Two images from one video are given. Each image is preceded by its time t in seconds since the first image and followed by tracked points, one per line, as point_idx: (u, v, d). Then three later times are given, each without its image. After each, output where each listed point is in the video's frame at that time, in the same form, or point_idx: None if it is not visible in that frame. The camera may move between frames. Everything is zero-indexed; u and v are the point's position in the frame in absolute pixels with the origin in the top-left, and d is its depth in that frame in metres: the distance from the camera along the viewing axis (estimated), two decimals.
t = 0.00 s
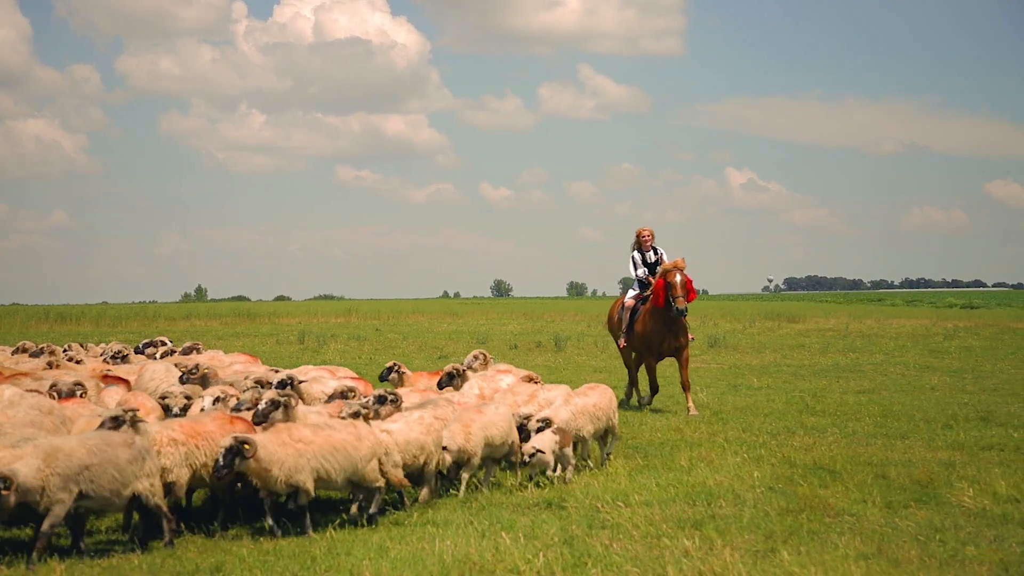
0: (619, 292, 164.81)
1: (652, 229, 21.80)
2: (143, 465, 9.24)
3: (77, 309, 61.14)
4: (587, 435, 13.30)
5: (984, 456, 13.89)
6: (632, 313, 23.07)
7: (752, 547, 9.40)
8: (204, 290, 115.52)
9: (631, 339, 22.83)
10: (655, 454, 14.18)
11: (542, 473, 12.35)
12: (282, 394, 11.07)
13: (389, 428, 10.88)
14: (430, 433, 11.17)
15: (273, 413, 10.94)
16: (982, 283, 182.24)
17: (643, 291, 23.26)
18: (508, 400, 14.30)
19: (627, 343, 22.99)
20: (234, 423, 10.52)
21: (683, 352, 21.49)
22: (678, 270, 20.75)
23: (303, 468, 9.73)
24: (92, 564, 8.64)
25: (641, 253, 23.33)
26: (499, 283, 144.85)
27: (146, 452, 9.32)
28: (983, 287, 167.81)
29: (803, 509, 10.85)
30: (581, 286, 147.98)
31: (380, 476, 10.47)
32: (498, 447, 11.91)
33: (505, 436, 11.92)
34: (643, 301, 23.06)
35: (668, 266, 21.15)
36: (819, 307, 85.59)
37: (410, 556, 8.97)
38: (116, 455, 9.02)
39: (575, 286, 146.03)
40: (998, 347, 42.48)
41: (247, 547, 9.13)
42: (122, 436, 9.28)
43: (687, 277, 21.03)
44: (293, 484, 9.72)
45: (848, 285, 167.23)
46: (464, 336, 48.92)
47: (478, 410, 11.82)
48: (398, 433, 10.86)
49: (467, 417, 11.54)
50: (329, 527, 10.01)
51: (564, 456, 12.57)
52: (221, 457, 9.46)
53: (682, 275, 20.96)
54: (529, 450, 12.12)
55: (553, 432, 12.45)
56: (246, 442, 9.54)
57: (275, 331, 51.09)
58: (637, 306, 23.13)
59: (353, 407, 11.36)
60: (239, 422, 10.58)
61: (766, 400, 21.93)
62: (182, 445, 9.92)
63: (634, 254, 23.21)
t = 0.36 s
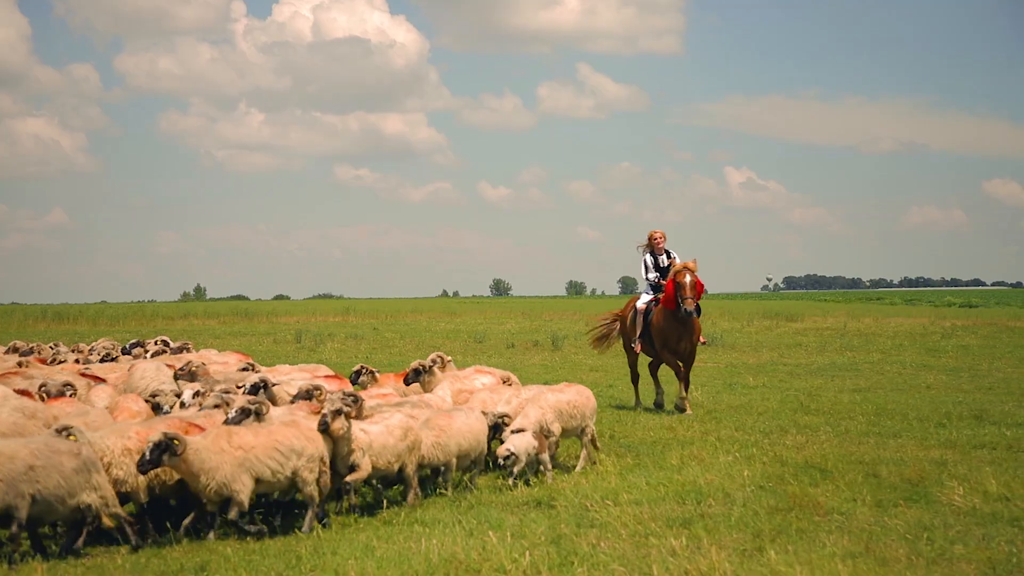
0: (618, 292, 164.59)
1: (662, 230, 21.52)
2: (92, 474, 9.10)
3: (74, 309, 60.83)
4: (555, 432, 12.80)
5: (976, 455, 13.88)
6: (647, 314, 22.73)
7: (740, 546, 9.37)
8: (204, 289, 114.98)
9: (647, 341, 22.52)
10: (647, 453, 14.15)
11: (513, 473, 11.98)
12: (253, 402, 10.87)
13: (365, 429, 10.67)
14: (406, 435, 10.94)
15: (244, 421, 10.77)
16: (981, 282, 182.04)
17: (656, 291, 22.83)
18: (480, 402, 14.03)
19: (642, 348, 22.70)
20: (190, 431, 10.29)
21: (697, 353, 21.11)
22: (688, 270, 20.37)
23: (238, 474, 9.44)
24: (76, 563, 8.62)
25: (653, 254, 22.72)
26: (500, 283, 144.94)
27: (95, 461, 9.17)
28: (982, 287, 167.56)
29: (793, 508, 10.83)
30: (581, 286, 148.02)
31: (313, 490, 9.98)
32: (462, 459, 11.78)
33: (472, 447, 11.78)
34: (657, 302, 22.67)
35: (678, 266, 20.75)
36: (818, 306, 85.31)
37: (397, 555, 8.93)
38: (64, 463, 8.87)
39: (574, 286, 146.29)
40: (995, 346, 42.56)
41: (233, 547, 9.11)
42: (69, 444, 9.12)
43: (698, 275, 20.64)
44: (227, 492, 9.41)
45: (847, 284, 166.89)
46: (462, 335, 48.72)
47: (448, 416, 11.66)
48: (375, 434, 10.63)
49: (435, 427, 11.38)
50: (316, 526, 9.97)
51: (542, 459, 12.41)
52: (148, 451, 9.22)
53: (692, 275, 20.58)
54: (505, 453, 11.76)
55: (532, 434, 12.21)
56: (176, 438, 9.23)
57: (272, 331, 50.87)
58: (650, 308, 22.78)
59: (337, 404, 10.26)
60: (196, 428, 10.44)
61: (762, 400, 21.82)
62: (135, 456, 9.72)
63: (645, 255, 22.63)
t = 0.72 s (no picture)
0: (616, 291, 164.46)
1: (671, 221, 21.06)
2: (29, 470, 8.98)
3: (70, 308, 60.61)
4: (527, 439, 12.70)
5: (967, 454, 13.86)
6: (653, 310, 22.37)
7: (727, 546, 9.35)
8: (202, 288, 114.83)
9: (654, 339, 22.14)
10: (638, 453, 14.13)
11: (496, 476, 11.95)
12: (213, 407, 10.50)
13: (342, 432, 10.56)
14: (383, 436, 10.88)
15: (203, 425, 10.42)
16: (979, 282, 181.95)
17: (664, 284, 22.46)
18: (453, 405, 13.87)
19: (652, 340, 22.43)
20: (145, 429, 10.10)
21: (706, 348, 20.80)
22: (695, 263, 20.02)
23: (162, 470, 9.22)
24: (59, 564, 8.61)
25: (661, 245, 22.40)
26: (499, 282, 144.82)
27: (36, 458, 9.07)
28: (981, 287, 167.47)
29: (782, 508, 10.81)
30: (579, 285, 148.03)
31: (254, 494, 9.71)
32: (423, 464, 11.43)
33: (436, 452, 11.45)
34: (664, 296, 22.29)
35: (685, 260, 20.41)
36: (816, 306, 85.21)
37: (383, 556, 8.91)
38: None
39: (574, 286, 145.59)
40: (991, 345, 42.55)
41: (219, 547, 9.11)
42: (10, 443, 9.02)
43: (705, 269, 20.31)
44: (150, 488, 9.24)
45: (845, 284, 166.78)
46: (458, 335, 48.60)
47: (409, 422, 11.33)
48: (351, 438, 10.54)
49: (400, 431, 11.09)
50: (303, 527, 9.96)
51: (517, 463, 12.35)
52: (79, 445, 9.05)
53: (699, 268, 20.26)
54: (482, 456, 11.63)
55: (507, 438, 12.14)
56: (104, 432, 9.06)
57: (269, 330, 50.72)
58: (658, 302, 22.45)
59: (317, 421, 10.20)
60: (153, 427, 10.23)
61: (756, 399, 21.77)
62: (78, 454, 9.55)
63: (653, 246, 22.35)
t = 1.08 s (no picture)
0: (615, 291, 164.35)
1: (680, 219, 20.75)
2: None
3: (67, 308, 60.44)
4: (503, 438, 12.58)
5: (958, 454, 13.87)
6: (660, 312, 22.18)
7: (715, 547, 9.35)
8: (199, 288, 114.69)
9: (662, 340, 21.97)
10: (629, 454, 14.12)
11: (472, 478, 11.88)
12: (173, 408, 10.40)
13: (322, 430, 10.62)
14: (362, 436, 10.93)
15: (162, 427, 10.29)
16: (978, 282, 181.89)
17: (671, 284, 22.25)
18: (427, 407, 13.67)
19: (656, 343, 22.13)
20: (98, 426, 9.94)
21: (715, 349, 20.71)
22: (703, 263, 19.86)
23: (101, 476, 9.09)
24: (45, 564, 8.62)
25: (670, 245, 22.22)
26: (497, 282, 144.63)
27: None
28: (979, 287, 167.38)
29: (771, 508, 10.81)
30: (577, 285, 147.82)
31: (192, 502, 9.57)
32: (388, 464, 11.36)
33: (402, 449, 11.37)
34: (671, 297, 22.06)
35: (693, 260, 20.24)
36: (814, 306, 85.13)
37: (370, 557, 8.90)
38: None
39: (572, 286, 145.40)
40: (987, 345, 42.51)
41: (206, 548, 9.11)
42: None
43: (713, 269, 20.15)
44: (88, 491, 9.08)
45: (844, 283, 166.74)
46: (455, 335, 48.54)
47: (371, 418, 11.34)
48: (331, 436, 10.59)
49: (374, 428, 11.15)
50: (291, 528, 9.95)
51: (492, 465, 12.10)
52: (10, 441, 8.85)
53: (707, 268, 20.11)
54: (454, 461, 11.56)
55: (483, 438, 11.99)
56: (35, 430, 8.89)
57: (266, 330, 50.63)
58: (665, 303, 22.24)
59: (295, 416, 10.11)
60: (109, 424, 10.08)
61: (750, 399, 21.76)
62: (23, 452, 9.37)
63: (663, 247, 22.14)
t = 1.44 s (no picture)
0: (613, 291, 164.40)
1: (689, 212, 20.49)
2: None
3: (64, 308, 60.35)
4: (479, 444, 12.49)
5: (949, 455, 13.88)
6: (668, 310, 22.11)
7: (702, 547, 9.36)
8: (198, 288, 114.69)
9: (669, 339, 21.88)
10: (619, 454, 14.14)
11: (439, 481, 11.80)
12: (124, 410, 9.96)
13: (301, 431, 10.60)
14: (342, 438, 10.94)
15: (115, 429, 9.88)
16: (976, 283, 182.00)
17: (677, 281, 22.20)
18: (396, 410, 13.55)
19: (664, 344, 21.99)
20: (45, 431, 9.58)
21: (723, 348, 20.62)
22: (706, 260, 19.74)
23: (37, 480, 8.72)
24: (31, 565, 8.64)
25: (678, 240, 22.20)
26: (496, 282, 144.58)
27: None
28: (977, 287, 167.53)
29: (759, 509, 10.82)
30: (576, 286, 147.86)
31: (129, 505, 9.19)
32: (359, 466, 11.31)
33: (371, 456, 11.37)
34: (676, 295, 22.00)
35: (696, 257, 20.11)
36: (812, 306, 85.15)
37: (356, 558, 8.90)
38: None
39: (570, 286, 145.14)
40: (984, 346, 42.52)
41: (192, 549, 9.12)
42: None
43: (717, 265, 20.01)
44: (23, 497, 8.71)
45: (841, 284, 166.78)
46: (452, 335, 48.58)
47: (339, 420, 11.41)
48: (311, 437, 10.58)
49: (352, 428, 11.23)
50: (278, 530, 9.95)
51: (470, 467, 12.08)
52: None
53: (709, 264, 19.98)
54: (421, 459, 11.54)
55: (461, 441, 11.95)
56: None
57: (263, 331, 50.62)
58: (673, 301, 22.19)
59: (276, 415, 10.12)
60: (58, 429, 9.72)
61: (744, 400, 21.79)
62: None
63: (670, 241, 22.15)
